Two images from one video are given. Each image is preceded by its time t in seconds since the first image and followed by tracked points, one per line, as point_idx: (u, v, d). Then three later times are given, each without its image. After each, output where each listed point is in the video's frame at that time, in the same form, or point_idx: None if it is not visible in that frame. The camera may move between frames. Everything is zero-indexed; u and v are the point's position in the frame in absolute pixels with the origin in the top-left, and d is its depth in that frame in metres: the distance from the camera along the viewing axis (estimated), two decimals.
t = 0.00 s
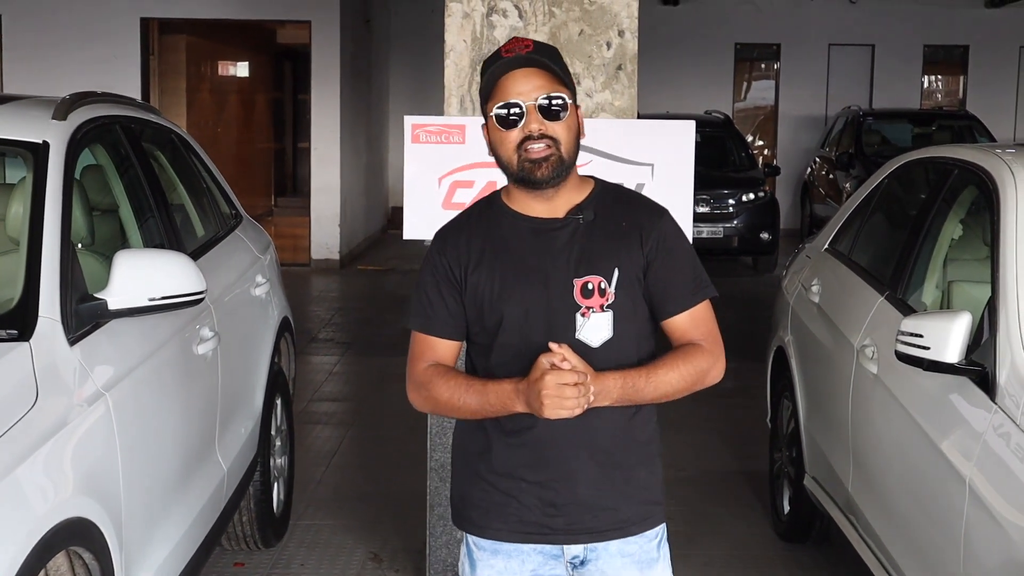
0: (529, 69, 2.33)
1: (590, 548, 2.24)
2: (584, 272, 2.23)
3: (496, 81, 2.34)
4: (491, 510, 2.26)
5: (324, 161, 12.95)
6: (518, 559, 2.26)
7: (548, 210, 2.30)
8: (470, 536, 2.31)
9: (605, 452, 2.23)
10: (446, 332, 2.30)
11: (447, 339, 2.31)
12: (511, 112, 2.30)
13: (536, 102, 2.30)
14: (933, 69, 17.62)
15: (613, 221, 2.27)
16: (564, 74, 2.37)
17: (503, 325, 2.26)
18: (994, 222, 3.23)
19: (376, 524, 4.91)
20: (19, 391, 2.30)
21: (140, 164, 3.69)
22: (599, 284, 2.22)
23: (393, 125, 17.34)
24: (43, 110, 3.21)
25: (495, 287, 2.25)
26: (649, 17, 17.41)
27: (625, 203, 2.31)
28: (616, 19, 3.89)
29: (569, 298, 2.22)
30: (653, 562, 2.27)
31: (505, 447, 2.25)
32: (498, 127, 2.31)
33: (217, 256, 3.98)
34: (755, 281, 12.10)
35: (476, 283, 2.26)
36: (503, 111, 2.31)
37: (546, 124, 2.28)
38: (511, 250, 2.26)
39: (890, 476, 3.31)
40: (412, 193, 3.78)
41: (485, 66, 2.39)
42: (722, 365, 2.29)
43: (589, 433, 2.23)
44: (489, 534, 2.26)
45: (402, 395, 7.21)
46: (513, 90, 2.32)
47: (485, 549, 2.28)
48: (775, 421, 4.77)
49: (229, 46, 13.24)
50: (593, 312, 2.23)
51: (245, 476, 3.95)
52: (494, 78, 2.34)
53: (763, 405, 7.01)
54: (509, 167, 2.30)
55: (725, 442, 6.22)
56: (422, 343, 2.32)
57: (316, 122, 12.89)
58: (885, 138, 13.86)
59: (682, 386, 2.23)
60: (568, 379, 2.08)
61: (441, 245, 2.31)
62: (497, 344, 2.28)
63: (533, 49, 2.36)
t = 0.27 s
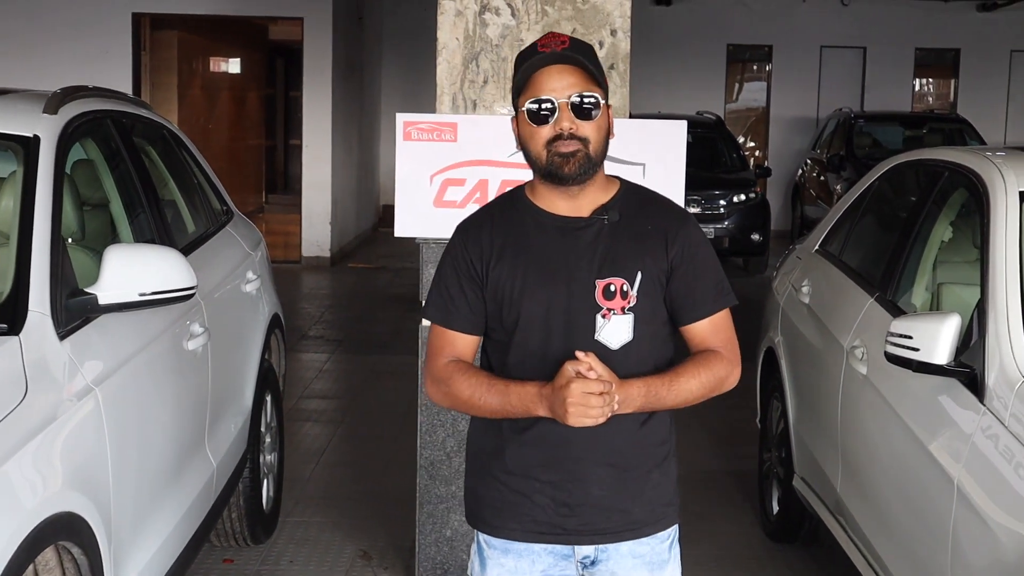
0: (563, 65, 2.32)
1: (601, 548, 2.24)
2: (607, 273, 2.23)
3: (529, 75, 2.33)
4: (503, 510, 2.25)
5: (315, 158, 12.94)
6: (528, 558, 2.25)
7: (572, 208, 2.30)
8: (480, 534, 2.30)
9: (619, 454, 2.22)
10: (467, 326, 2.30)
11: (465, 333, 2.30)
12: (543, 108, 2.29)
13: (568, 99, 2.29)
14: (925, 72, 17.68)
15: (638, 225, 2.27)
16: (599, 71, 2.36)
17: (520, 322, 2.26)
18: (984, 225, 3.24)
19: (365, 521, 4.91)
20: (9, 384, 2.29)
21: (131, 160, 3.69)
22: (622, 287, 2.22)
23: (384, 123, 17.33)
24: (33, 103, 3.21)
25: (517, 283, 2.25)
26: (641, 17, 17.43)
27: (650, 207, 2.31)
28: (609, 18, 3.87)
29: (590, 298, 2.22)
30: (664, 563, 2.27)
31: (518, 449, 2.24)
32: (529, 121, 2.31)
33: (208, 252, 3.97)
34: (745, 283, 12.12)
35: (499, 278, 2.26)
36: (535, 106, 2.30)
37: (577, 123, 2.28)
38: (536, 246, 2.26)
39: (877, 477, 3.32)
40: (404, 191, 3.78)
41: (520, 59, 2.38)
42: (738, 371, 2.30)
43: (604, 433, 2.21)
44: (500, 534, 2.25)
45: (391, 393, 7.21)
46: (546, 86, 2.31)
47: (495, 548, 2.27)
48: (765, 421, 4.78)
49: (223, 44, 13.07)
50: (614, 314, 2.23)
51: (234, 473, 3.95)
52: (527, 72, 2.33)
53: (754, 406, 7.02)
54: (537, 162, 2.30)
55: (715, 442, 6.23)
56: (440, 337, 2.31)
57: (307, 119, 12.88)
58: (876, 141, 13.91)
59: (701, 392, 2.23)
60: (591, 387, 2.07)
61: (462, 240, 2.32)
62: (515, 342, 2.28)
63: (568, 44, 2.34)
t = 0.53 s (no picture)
0: (577, 64, 2.32)
1: (592, 547, 2.24)
2: (607, 273, 2.23)
3: (542, 72, 2.33)
4: (493, 507, 2.25)
5: (301, 155, 12.91)
6: (519, 557, 2.25)
7: (574, 206, 2.30)
8: (472, 531, 2.30)
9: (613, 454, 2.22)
10: (464, 319, 2.30)
11: (463, 326, 2.30)
12: (554, 106, 2.30)
13: (580, 100, 2.30)
14: (911, 73, 17.75)
15: (642, 226, 2.28)
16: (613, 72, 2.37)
17: (517, 317, 2.25)
18: (969, 225, 3.25)
19: (351, 519, 4.90)
20: None
21: (117, 156, 3.67)
22: (621, 287, 2.22)
23: (370, 121, 17.30)
24: (19, 99, 3.19)
25: (516, 278, 2.25)
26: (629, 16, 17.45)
27: (654, 207, 2.31)
28: (595, 17, 3.85)
29: (589, 297, 2.22)
30: (654, 563, 2.27)
31: (509, 446, 2.24)
32: (539, 118, 2.32)
33: (194, 249, 3.96)
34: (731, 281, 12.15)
35: (497, 272, 2.26)
36: (547, 104, 2.31)
37: (586, 124, 2.29)
38: (539, 242, 2.26)
39: (862, 476, 3.34)
40: (389, 188, 3.78)
41: (534, 53, 2.39)
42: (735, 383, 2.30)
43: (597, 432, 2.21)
44: (491, 531, 2.25)
45: (376, 390, 7.20)
46: (559, 84, 2.32)
47: (486, 545, 2.26)
48: (750, 419, 4.80)
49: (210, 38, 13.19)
50: (612, 314, 2.22)
51: (219, 470, 3.93)
52: (541, 68, 2.34)
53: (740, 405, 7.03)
54: (543, 158, 2.31)
55: (700, 440, 6.25)
56: (438, 329, 2.31)
57: (294, 116, 12.85)
58: (862, 140, 13.96)
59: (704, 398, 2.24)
60: (599, 423, 2.08)
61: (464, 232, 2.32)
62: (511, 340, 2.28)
63: (584, 42, 2.34)
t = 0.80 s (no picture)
0: (584, 67, 2.32)
1: (581, 543, 2.25)
2: (605, 266, 2.24)
3: (549, 71, 2.33)
4: (485, 502, 2.25)
5: (293, 153, 12.90)
6: (509, 553, 2.24)
7: (572, 201, 2.31)
8: (463, 525, 2.29)
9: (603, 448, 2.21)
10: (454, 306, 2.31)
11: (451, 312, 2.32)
12: (558, 106, 2.30)
13: (583, 103, 2.30)
14: (902, 73, 17.82)
15: (638, 221, 2.31)
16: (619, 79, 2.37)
17: (512, 307, 2.23)
18: (959, 225, 3.26)
19: (341, 516, 4.90)
20: None
21: (107, 151, 3.66)
22: (618, 280, 2.22)
23: (362, 118, 17.28)
24: (9, 94, 3.17)
25: (511, 271, 2.24)
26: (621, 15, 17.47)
27: (650, 202, 2.34)
28: (588, 15, 3.86)
29: (585, 289, 2.21)
30: (644, 561, 2.28)
31: (500, 441, 2.24)
32: (540, 116, 2.30)
33: (184, 245, 3.95)
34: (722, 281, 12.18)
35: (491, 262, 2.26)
36: (551, 102, 2.30)
37: (588, 127, 2.28)
38: (540, 235, 2.27)
39: (852, 474, 3.34)
40: (382, 185, 3.77)
41: (540, 53, 2.38)
42: (741, 374, 2.33)
43: (588, 426, 2.21)
44: (482, 526, 2.24)
45: (367, 388, 7.20)
46: (563, 85, 2.32)
47: (476, 541, 2.26)
48: (741, 418, 4.80)
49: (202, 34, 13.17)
50: (608, 307, 2.22)
51: (209, 467, 3.92)
52: (547, 67, 2.33)
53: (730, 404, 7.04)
54: (543, 156, 2.30)
55: (690, 438, 6.25)
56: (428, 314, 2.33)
57: (286, 113, 12.84)
58: (853, 140, 14.00)
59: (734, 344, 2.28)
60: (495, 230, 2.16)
61: (460, 221, 2.35)
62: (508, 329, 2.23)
63: (593, 45, 2.34)
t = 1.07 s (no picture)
0: (585, 63, 2.32)
1: (576, 541, 2.24)
2: (601, 266, 2.23)
3: (550, 66, 2.32)
4: (479, 500, 2.24)
5: (289, 149, 12.88)
6: (503, 551, 2.24)
7: (571, 199, 2.30)
8: (457, 524, 2.29)
9: (598, 446, 2.21)
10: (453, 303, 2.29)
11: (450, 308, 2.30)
12: (557, 101, 2.29)
13: (584, 98, 2.29)
14: (899, 72, 17.82)
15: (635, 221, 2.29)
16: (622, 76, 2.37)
17: (508, 306, 2.23)
18: (957, 224, 3.25)
19: (337, 514, 4.89)
20: None
21: (103, 148, 3.65)
22: (614, 279, 2.22)
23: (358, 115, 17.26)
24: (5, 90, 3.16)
25: (508, 268, 2.24)
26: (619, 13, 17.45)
27: (651, 205, 2.32)
28: (585, 13, 3.85)
29: (581, 288, 2.21)
30: (638, 559, 2.27)
31: (495, 439, 2.23)
32: (541, 111, 2.30)
33: (180, 242, 3.94)
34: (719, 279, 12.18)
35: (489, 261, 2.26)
36: (550, 98, 2.30)
37: (588, 122, 2.27)
38: (538, 235, 2.26)
39: (849, 473, 3.34)
40: (379, 182, 3.76)
41: (542, 48, 2.38)
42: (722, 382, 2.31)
43: (583, 424, 2.20)
44: (476, 523, 2.24)
45: (362, 385, 7.19)
46: (564, 80, 2.31)
47: (470, 539, 2.26)
48: (737, 417, 4.80)
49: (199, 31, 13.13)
50: (603, 306, 2.21)
51: (204, 464, 3.92)
52: (548, 62, 2.33)
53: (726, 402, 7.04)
54: (542, 152, 2.29)
55: (686, 437, 6.25)
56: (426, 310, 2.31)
57: (282, 110, 12.82)
58: (850, 139, 14.00)
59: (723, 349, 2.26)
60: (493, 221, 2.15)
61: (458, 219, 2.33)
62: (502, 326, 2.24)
63: (595, 42, 2.34)
